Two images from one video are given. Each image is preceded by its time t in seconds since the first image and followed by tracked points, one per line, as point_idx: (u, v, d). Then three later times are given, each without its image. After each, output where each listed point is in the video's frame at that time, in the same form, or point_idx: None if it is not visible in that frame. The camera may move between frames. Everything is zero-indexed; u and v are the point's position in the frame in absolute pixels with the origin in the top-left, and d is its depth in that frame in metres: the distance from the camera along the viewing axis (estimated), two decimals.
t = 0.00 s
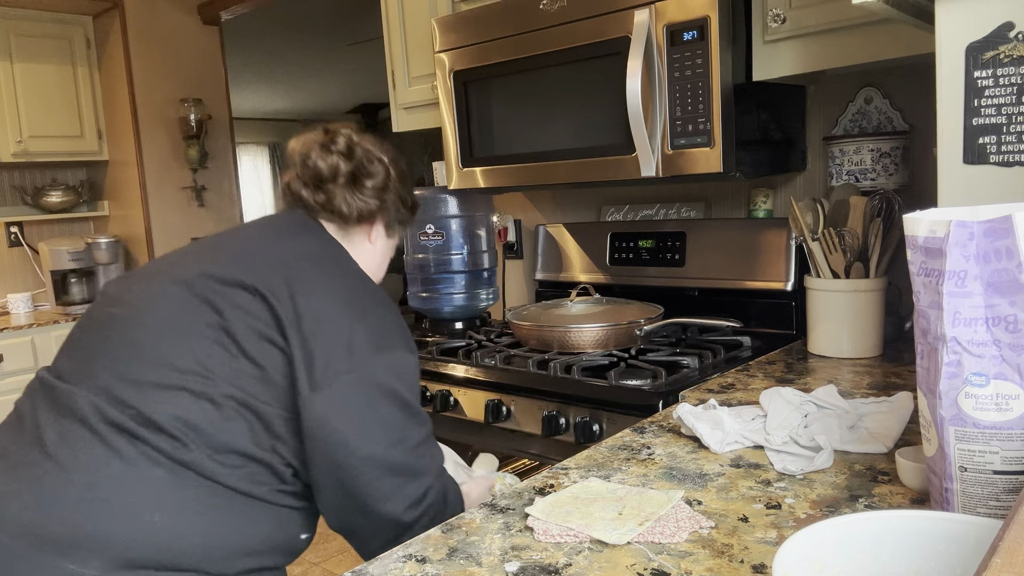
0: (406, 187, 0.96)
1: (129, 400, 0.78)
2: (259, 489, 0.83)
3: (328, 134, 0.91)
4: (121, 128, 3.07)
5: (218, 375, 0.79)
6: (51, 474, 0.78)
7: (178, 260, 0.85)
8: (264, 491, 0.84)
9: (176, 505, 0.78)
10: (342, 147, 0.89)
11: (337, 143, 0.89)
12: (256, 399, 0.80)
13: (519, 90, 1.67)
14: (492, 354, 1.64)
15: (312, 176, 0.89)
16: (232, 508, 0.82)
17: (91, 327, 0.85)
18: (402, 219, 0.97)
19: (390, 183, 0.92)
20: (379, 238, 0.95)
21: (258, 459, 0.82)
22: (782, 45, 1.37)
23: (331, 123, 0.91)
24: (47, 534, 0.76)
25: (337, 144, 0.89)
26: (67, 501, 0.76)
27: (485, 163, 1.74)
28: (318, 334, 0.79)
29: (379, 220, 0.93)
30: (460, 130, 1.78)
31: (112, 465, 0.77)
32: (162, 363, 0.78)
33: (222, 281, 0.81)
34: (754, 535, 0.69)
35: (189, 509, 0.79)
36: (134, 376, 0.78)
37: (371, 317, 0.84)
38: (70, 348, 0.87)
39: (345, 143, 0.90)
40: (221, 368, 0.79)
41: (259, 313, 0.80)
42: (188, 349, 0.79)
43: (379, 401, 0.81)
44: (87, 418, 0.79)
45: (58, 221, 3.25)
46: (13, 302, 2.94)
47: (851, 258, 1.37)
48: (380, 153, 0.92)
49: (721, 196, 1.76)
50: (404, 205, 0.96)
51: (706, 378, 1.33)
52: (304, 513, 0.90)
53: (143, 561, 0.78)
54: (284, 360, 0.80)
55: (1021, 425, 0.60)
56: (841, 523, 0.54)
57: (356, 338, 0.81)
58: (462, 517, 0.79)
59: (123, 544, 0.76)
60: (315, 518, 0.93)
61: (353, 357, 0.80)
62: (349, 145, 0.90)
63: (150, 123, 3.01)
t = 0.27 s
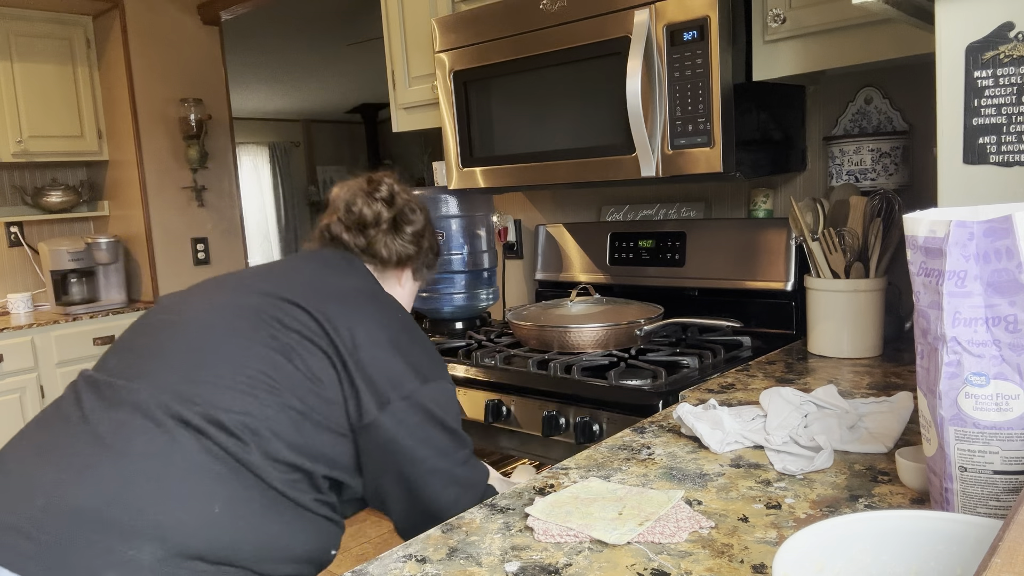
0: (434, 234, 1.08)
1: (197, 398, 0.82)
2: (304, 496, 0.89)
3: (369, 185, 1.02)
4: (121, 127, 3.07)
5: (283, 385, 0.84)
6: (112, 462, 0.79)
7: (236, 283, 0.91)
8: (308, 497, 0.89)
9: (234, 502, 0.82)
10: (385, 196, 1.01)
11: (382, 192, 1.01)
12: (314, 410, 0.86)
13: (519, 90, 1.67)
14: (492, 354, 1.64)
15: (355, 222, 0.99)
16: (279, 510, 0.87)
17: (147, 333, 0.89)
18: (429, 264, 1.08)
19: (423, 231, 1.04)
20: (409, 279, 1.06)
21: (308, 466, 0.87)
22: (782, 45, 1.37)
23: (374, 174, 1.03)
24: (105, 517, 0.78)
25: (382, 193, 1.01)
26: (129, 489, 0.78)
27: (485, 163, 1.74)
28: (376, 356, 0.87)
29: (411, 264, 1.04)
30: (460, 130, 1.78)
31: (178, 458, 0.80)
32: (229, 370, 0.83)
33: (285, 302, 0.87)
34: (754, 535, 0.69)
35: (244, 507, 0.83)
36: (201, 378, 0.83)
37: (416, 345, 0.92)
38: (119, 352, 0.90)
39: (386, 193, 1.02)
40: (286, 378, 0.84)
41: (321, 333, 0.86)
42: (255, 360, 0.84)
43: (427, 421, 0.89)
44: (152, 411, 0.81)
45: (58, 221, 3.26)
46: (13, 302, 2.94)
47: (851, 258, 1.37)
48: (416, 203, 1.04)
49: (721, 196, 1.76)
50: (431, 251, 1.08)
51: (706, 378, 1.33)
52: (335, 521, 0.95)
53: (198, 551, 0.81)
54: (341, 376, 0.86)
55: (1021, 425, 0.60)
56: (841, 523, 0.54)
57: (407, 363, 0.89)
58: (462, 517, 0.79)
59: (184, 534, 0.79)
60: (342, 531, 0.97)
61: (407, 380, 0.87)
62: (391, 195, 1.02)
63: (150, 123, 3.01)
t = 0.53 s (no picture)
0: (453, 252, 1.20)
1: (244, 392, 0.89)
2: (334, 492, 0.95)
3: (396, 206, 1.14)
4: (121, 127, 3.07)
5: (323, 384, 0.92)
6: (160, 449, 0.85)
7: (274, 293, 0.99)
8: (337, 493, 0.96)
9: (273, 491, 0.88)
10: (412, 215, 1.13)
11: (409, 211, 1.14)
12: (349, 409, 0.93)
13: (519, 90, 1.67)
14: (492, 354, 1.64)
15: (384, 239, 1.10)
16: (313, 503, 0.93)
17: (190, 335, 0.96)
18: (448, 280, 1.20)
19: (445, 248, 1.16)
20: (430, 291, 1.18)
21: (341, 462, 0.94)
22: (782, 45, 1.37)
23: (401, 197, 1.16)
24: (152, 502, 0.83)
25: (408, 213, 1.14)
26: (178, 474, 0.84)
27: (485, 163, 1.74)
28: (408, 360, 0.96)
29: (432, 277, 1.16)
30: (461, 130, 1.78)
31: (223, 446, 0.86)
32: (272, 367, 0.91)
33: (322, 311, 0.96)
34: (754, 535, 0.69)
35: (283, 497, 0.89)
36: (246, 374, 0.90)
37: (443, 354, 1.01)
38: (162, 351, 0.97)
39: (412, 213, 1.14)
40: (325, 378, 0.92)
41: (358, 338, 0.95)
42: (297, 359, 0.92)
43: (452, 421, 0.98)
44: (199, 403, 0.88)
45: (58, 221, 3.26)
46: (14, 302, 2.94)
47: (851, 258, 1.37)
48: (439, 223, 1.16)
49: (722, 196, 1.76)
50: (450, 267, 1.20)
51: (706, 378, 1.33)
52: (357, 520, 1.02)
53: (238, 538, 0.86)
54: (375, 376, 0.95)
55: (1021, 425, 0.60)
56: (841, 524, 0.55)
57: (434, 369, 0.98)
58: (462, 517, 0.79)
59: (227, 520, 0.85)
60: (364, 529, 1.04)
61: (435, 384, 0.97)
62: (417, 214, 1.14)
63: (150, 123, 3.01)
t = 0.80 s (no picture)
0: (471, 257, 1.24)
1: (270, 386, 0.92)
2: (355, 487, 0.98)
3: (418, 210, 1.18)
4: (121, 127, 3.07)
5: (347, 380, 0.95)
6: (189, 440, 0.88)
7: (297, 292, 1.02)
8: (358, 489, 0.98)
9: (298, 484, 0.91)
10: (434, 221, 1.17)
11: (431, 217, 1.17)
12: (370, 405, 0.96)
13: (519, 90, 1.67)
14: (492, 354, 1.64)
15: (405, 243, 1.13)
16: (335, 498, 0.95)
17: (216, 331, 0.99)
18: (465, 284, 1.24)
19: (464, 254, 1.20)
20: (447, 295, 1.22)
21: (362, 458, 0.97)
22: (782, 45, 1.37)
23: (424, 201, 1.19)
24: (181, 489, 0.85)
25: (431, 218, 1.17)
26: (206, 464, 0.87)
27: (485, 163, 1.74)
28: (430, 359, 1.00)
29: (450, 282, 1.20)
30: (460, 130, 1.78)
31: (249, 438, 0.89)
32: (297, 363, 0.94)
33: (346, 310, 0.99)
34: (754, 535, 0.69)
35: (307, 490, 0.92)
36: (272, 369, 0.93)
37: (460, 355, 1.05)
38: (188, 346, 1.00)
39: (434, 217, 1.18)
40: (349, 374, 0.95)
41: (381, 337, 0.99)
42: (321, 355, 0.95)
43: (471, 420, 1.02)
44: (227, 396, 0.91)
45: (57, 221, 3.25)
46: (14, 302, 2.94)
47: (851, 258, 1.37)
48: (459, 229, 1.20)
49: (722, 196, 1.76)
50: (468, 271, 1.23)
51: (706, 378, 1.33)
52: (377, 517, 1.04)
53: (263, 528, 0.88)
54: (396, 373, 0.98)
55: (1021, 425, 0.60)
56: (841, 524, 0.55)
57: (453, 369, 1.02)
58: (462, 517, 0.79)
59: (252, 510, 0.87)
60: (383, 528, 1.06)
61: (456, 384, 1.01)
62: (439, 220, 1.17)
63: (150, 123, 3.01)
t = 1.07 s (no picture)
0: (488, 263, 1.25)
1: (289, 385, 0.93)
2: (369, 488, 0.98)
3: (437, 216, 1.19)
4: (121, 127, 3.06)
5: (364, 380, 0.97)
6: (208, 436, 0.89)
7: (314, 295, 1.04)
8: (372, 490, 0.99)
9: (315, 482, 0.92)
10: (453, 227, 1.18)
11: (451, 223, 1.18)
12: (385, 404, 0.98)
13: (519, 90, 1.67)
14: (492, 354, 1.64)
15: (423, 248, 1.15)
16: (350, 498, 0.96)
17: (235, 331, 1.01)
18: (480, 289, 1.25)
19: (480, 261, 1.21)
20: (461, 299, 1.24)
21: (378, 458, 0.98)
22: (782, 45, 1.37)
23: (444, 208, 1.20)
24: (199, 484, 0.87)
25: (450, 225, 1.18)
26: (225, 460, 0.88)
27: (485, 163, 1.74)
28: (445, 362, 1.03)
29: (465, 287, 1.21)
30: (460, 130, 1.78)
31: (267, 435, 0.90)
32: (315, 363, 0.95)
33: (363, 311, 1.01)
34: (754, 535, 0.69)
35: (323, 488, 0.92)
36: (291, 369, 0.94)
37: (474, 359, 1.07)
38: (206, 346, 1.01)
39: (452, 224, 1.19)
40: (366, 375, 0.97)
41: (397, 339, 1.01)
42: (338, 355, 0.97)
43: (484, 423, 1.04)
44: (246, 394, 0.92)
45: (57, 221, 3.26)
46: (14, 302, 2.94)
47: (851, 258, 1.37)
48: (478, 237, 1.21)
49: (722, 196, 1.76)
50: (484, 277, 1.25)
51: (706, 378, 1.33)
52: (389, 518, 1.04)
53: (279, 525, 0.89)
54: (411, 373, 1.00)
55: (1021, 425, 0.60)
56: (841, 524, 0.55)
57: (467, 373, 1.05)
58: (463, 517, 0.79)
59: (269, 506, 0.88)
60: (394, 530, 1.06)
61: (470, 388, 1.04)
62: (458, 227, 1.18)
63: (150, 123, 3.01)
